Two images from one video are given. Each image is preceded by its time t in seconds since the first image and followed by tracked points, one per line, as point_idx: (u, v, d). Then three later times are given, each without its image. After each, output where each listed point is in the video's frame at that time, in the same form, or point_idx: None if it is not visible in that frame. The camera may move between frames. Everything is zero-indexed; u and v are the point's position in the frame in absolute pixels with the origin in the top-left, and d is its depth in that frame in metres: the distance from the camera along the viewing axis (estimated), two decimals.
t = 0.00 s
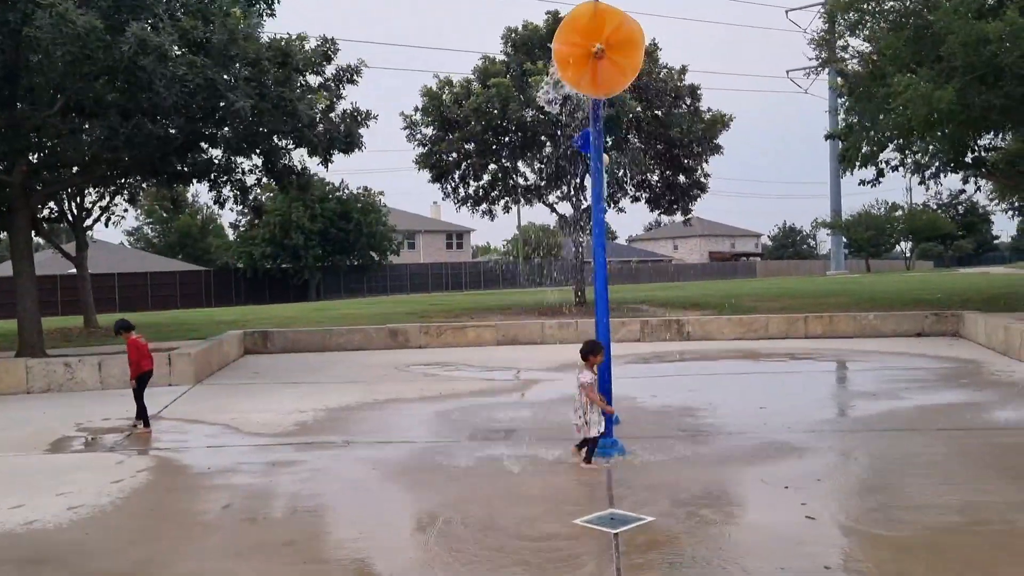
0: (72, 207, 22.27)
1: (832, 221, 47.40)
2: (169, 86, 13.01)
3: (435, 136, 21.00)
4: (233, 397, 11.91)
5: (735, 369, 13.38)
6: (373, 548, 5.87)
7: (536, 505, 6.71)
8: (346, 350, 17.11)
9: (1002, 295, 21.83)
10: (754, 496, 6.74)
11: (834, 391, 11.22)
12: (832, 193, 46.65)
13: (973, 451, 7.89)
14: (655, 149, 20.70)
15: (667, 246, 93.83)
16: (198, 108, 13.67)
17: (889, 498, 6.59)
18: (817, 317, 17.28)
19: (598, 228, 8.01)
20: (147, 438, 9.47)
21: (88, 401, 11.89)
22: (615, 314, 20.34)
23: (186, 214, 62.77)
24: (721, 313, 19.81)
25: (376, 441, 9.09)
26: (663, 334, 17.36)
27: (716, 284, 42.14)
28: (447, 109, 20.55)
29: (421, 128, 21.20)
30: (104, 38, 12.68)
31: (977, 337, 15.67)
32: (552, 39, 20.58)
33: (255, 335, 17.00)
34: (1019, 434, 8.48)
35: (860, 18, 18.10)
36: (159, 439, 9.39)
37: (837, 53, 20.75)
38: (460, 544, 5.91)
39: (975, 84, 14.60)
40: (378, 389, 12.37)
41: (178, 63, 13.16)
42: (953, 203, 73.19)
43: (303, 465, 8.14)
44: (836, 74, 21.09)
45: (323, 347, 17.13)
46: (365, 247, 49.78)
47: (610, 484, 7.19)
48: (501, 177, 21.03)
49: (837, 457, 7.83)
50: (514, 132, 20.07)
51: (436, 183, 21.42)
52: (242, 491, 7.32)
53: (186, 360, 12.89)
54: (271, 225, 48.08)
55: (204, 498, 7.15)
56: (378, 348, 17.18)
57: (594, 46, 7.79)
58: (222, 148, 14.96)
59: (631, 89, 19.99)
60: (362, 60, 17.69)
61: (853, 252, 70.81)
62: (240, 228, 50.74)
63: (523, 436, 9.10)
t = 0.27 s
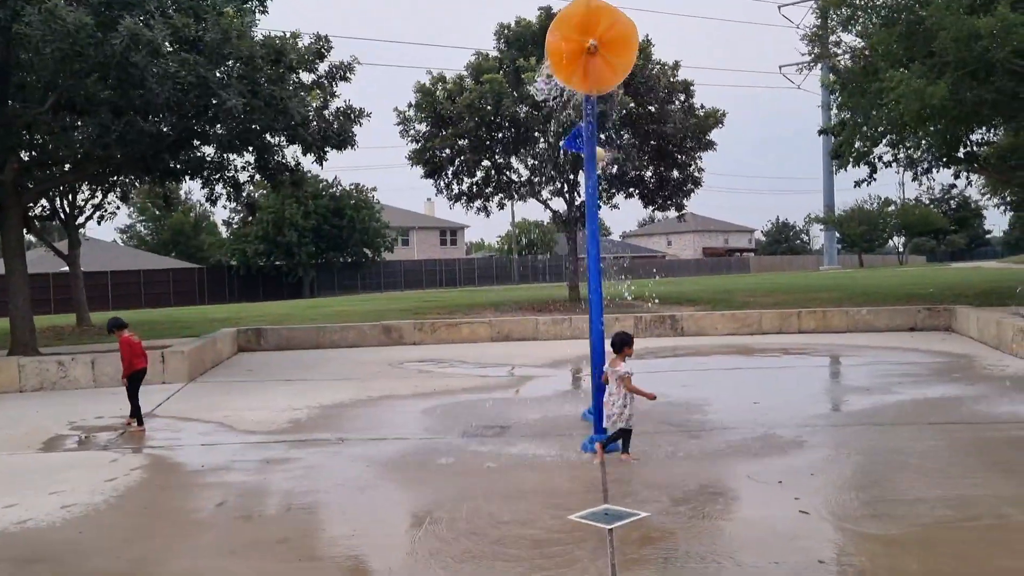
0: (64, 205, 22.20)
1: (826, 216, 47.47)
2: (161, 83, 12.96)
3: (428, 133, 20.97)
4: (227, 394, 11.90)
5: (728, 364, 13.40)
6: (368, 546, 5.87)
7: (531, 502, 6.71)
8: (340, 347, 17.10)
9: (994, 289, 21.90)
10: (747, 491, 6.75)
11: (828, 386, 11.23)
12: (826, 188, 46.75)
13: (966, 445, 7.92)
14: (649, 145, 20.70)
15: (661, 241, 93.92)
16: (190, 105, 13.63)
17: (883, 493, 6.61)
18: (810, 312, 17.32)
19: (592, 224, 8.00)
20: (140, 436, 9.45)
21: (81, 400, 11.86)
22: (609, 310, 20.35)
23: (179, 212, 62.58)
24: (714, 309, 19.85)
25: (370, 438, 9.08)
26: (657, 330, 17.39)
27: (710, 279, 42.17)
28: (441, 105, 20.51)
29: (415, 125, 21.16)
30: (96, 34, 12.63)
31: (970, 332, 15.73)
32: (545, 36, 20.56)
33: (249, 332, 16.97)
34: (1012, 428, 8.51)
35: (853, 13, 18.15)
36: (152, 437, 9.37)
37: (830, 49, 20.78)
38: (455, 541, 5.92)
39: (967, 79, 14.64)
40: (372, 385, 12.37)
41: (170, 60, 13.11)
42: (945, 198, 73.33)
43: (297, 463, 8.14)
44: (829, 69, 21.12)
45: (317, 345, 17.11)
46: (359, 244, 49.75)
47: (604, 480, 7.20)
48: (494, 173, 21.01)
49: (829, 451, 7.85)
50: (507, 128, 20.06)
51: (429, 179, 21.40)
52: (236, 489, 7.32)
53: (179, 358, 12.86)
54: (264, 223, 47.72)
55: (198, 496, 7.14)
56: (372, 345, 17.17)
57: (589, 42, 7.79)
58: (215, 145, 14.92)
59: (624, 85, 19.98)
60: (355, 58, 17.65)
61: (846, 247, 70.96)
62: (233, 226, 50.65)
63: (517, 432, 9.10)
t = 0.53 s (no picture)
0: (55, 204, 22.10)
1: (817, 213, 47.58)
2: (151, 81, 12.91)
3: (420, 130, 20.93)
4: (219, 393, 11.87)
5: (721, 361, 13.42)
6: (361, 544, 5.86)
7: (523, 499, 6.71)
8: (332, 345, 17.07)
9: (984, 286, 21.98)
10: (739, 488, 6.75)
11: (820, 383, 11.26)
12: (817, 185, 46.88)
13: (957, 441, 7.94)
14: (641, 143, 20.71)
15: (653, 239, 94.01)
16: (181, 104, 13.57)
17: (875, 489, 6.63)
18: (802, 309, 17.35)
19: (584, 222, 8.00)
20: (132, 435, 9.42)
21: (72, 399, 11.81)
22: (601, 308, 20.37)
23: (170, 210, 62.37)
24: (707, 306, 19.87)
25: (362, 436, 9.07)
26: (650, 327, 17.41)
27: (701, 277, 42.22)
28: (432, 103, 20.49)
29: (407, 123, 21.13)
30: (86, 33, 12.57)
31: (960, 328, 15.79)
32: (536, 33, 20.55)
33: (241, 331, 16.93)
34: (1003, 423, 8.54)
35: (844, 11, 18.21)
36: (144, 436, 9.34)
37: (821, 46, 20.82)
38: (448, 539, 5.91)
39: (957, 76, 14.68)
40: (365, 384, 12.35)
41: (160, 58, 13.05)
42: (936, 194, 73.61)
43: (289, 461, 8.12)
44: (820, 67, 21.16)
45: (309, 343, 17.08)
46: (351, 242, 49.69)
47: (597, 477, 7.20)
48: (486, 171, 21.00)
49: (821, 448, 7.87)
50: (499, 126, 20.05)
51: (421, 177, 21.38)
52: (228, 488, 7.30)
53: (171, 356, 12.81)
54: (256, 222, 47.76)
55: (190, 495, 7.11)
56: (365, 343, 17.15)
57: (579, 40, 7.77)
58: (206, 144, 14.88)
59: (616, 83, 19.98)
60: (348, 56, 17.61)
61: (838, 245, 71.14)
62: (224, 225, 50.53)
63: (510, 430, 9.10)
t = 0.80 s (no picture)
0: (46, 204, 22.03)
1: (810, 213, 47.67)
2: (142, 81, 12.88)
3: (412, 130, 20.92)
4: (210, 393, 11.84)
5: (713, 360, 13.43)
6: (353, 544, 5.85)
7: (516, 499, 6.70)
8: (325, 345, 17.04)
9: (976, 285, 22.05)
10: (732, 487, 6.76)
11: (812, 382, 11.28)
12: (809, 185, 46.98)
13: (949, 440, 7.96)
14: (633, 142, 20.73)
15: (646, 239, 94.10)
16: (172, 104, 13.54)
17: (867, 487, 6.64)
18: (794, 308, 17.38)
19: (576, 221, 8.00)
20: (123, 435, 9.38)
21: (62, 399, 11.77)
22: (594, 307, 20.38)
23: (162, 210, 62.20)
24: (700, 305, 19.90)
25: (355, 436, 9.06)
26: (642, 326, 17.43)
27: (693, 276, 42.26)
28: (425, 102, 20.47)
29: (399, 122, 21.11)
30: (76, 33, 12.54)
31: (952, 327, 15.84)
32: (528, 33, 20.56)
33: (233, 331, 16.90)
34: (994, 422, 8.57)
35: (835, 11, 18.28)
36: (135, 437, 9.32)
37: (812, 46, 20.86)
38: (440, 539, 5.90)
39: (947, 76, 14.73)
40: (357, 384, 12.33)
41: (151, 58, 13.02)
42: (927, 193, 73.81)
43: (281, 462, 8.10)
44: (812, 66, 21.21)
45: (301, 343, 17.05)
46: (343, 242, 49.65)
47: (589, 477, 7.20)
48: (478, 170, 20.99)
49: (813, 447, 7.88)
50: (491, 126, 20.05)
51: (414, 177, 21.37)
52: (219, 488, 7.28)
53: (162, 357, 12.78)
54: (248, 221, 47.66)
55: (181, 496, 7.09)
56: (357, 343, 17.12)
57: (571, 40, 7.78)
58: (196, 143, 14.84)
59: (608, 82, 19.99)
60: (339, 57, 17.59)
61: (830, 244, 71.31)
62: (216, 225, 50.41)
63: (503, 430, 9.09)
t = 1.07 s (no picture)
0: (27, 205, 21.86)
1: (794, 214, 47.89)
2: (124, 81, 12.80)
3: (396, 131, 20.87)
4: (193, 395, 11.77)
5: (698, 361, 13.47)
6: (338, 546, 5.83)
7: (500, 500, 6.70)
8: (309, 346, 16.99)
9: (958, 286, 22.20)
10: (716, 487, 6.77)
11: (796, 382, 11.33)
12: (793, 186, 47.19)
13: (931, 440, 8.02)
14: (618, 143, 20.77)
15: (631, 240, 94.30)
16: (154, 104, 13.46)
17: (849, 487, 6.68)
18: (778, 309, 17.46)
19: (560, 223, 8.00)
20: (105, 437, 9.32)
21: (43, 402, 11.67)
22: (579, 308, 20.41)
23: (144, 211, 61.80)
24: (684, 306, 19.96)
25: (339, 438, 9.03)
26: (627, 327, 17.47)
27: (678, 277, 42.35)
28: (409, 103, 20.43)
29: (383, 123, 21.06)
30: (57, 32, 12.45)
31: (934, 327, 15.95)
32: (513, 34, 20.56)
33: (216, 332, 16.82)
34: (975, 422, 8.64)
35: (819, 13, 18.43)
36: (117, 439, 9.25)
37: (796, 48, 20.95)
38: (423, 540, 5.89)
39: (929, 78, 14.81)
40: (342, 385, 12.30)
41: (133, 58, 12.95)
42: (910, 195, 74.28)
43: (264, 464, 8.06)
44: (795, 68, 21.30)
45: (285, 344, 16.98)
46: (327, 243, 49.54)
47: (573, 478, 7.20)
48: (463, 171, 20.97)
49: (796, 447, 7.92)
50: (476, 127, 20.04)
51: (398, 178, 21.33)
52: (202, 490, 7.24)
53: (144, 358, 12.69)
54: (232, 221, 47.64)
55: (163, 498, 7.05)
56: (342, 344, 17.08)
57: (553, 40, 7.77)
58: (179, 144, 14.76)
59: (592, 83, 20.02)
60: (323, 57, 17.54)
61: (813, 245, 71.65)
62: (200, 225, 50.14)
63: (487, 431, 9.08)
